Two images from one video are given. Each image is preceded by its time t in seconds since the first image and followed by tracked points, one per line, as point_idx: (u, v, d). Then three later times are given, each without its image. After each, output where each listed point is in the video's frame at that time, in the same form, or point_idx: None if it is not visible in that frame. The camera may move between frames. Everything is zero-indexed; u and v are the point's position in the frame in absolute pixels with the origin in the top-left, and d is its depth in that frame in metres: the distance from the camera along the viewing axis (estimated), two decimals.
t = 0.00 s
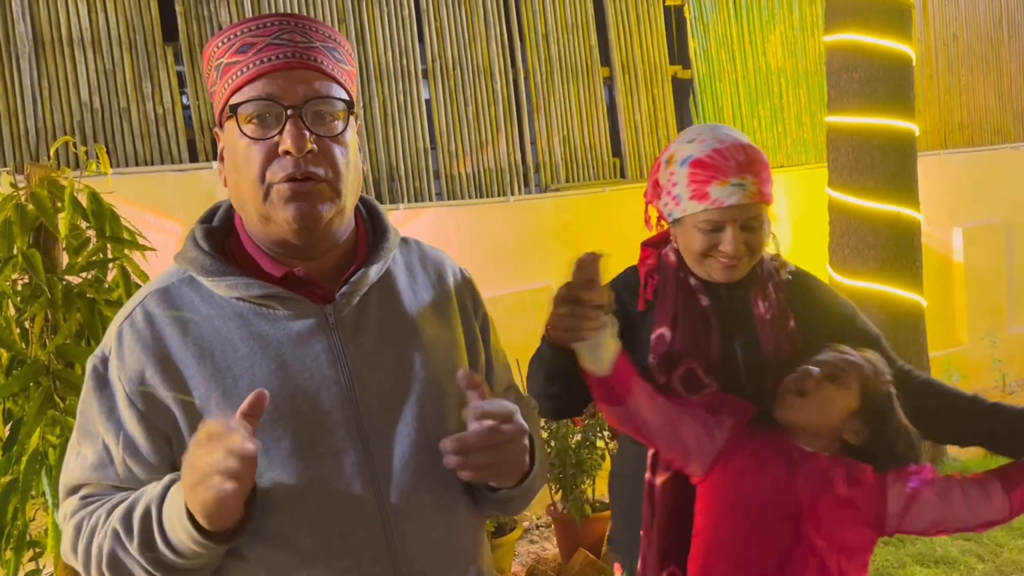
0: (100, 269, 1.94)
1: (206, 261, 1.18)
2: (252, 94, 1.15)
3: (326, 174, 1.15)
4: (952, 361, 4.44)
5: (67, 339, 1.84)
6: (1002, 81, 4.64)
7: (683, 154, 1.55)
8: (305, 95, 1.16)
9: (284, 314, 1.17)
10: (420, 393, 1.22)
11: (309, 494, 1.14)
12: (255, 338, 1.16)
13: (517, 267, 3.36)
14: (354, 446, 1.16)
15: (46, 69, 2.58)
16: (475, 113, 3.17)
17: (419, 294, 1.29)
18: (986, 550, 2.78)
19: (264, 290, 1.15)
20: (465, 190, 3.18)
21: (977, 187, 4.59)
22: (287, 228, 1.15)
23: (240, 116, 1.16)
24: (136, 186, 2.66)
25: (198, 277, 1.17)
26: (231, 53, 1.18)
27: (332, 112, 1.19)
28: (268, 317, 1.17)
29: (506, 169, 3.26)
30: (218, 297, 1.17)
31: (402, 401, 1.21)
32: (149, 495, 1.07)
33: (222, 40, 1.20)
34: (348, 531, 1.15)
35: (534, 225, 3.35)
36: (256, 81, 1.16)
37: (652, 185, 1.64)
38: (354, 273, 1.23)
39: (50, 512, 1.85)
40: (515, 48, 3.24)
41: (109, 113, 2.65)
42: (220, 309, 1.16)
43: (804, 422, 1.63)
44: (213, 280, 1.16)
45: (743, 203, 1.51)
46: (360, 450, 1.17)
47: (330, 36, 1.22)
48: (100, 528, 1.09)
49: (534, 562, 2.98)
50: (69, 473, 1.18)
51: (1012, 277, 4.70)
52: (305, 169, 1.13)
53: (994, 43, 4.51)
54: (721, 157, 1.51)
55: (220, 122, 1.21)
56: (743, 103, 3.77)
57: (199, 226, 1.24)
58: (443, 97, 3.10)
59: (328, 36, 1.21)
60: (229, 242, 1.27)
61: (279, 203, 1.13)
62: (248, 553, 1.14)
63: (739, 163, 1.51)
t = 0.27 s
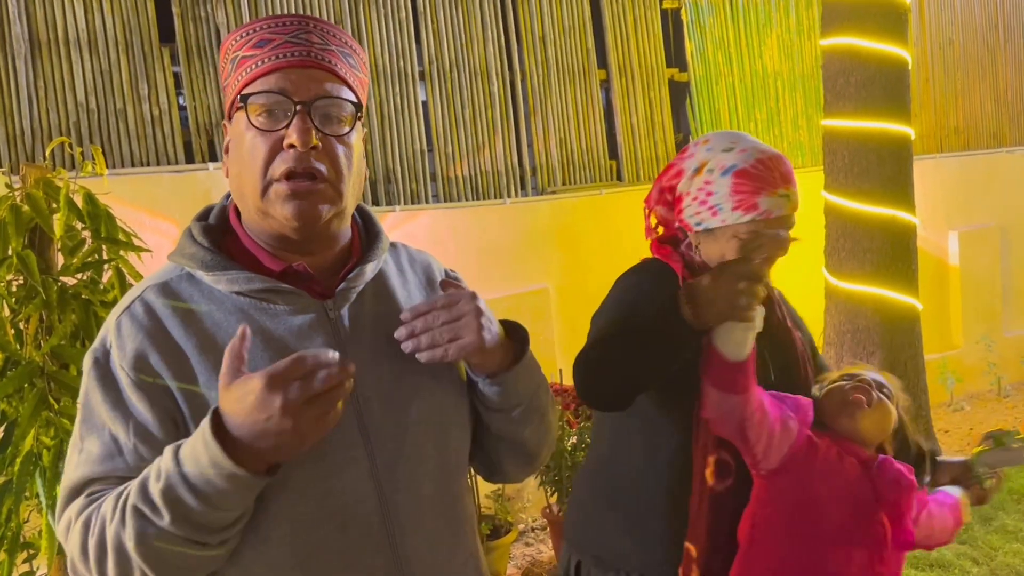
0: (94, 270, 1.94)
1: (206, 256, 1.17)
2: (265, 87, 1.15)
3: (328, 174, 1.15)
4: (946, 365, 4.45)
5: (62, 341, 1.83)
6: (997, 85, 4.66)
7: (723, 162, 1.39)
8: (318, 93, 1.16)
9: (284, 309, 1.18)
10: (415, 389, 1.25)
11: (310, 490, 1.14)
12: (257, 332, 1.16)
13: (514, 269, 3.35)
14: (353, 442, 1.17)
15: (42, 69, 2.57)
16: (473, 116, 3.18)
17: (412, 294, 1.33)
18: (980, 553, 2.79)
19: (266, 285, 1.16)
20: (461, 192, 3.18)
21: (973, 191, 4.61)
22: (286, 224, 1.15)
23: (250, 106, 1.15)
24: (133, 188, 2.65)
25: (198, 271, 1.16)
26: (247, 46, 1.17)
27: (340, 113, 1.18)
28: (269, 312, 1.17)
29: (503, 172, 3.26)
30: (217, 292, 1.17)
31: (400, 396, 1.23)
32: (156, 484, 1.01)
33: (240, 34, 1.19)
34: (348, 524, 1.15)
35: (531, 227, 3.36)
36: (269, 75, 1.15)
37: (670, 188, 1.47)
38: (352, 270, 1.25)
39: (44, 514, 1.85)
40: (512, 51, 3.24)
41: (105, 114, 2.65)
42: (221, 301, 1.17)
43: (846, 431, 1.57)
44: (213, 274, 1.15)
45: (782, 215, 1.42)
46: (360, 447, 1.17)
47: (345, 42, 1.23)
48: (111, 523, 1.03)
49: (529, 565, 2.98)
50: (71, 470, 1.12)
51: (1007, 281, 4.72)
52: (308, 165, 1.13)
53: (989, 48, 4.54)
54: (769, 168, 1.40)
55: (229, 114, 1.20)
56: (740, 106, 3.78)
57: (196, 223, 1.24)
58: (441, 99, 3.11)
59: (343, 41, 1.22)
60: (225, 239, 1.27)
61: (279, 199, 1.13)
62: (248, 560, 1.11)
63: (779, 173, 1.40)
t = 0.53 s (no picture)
0: (91, 272, 1.94)
1: (213, 257, 1.16)
2: (273, 87, 1.14)
3: (335, 173, 1.15)
4: (943, 368, 4.45)
5: (58, 342, 1.83)
6: (994, 89, 4.67)
7: (708, 169, 1.33)
8: (326, 95, 1.16)
9: (292, 311, 1.16)
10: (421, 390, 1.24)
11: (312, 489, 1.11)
12: (265, 333, 1.13)
13: (511, 270, 3.35)
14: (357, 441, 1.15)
15: (40, 70, 2.57)
16: (470, 118, 3.18)
17: (414, 299, 1.33)
18: (976, 557, 2.79)
19: (274, 286, 1.14)
20: (458, 194, 3.19)
21: (970, 194, 4.61)
22: (293, 221, 1.15)
23: (258, 105, 1.15)
24: (130, 189, 2.64)
25: (206, 272, 1.15)
26: (256, 48, 1.17)
27: (348, 116, 1.18)
28: (276, 313, 1.15)
29: (500, 173, 3.27)
30: (224, 293, 1.15)
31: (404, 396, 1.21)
32: (220, 493, 0.97)
33: (248, 36, 1.20)
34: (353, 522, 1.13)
35: (528, 229, 3.36)
36: (278, 76, 1.15)
37: (650, 197, 1.41)
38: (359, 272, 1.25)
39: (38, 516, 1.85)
40: (510, 53, 3.25)
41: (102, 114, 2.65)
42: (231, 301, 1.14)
43: (846, 430, 1.59)
44: (222, 275, 1.14)
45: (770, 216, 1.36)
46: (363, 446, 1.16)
47: (352, 46, 1.23)
48: (159, 530, 0.98)
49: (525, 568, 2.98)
50: (84, 472, 1.05)
51: (1003, 285, 4.73)
52: (316, 164, 1.13)
53: (986, 51, 4.56)
54: (757, 173, 1.34)
55: (236, 114, 1.20)
56: (737, 109, 3.79)
57: (201, 225, 1.23)
58: (438, 101, 3.11)
59: (351, 46, 1.23)
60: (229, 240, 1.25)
61: (289, 193, 1.13)
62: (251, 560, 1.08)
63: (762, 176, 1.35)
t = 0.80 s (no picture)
0: (88, 272, 1.94)
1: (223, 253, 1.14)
2: (273, 93, 1.14)
3: (328, 181, 1.14)
4: (940, 371, 4.46)
5: (55, 343, 1.83)
6: (992, 92, 4.67)
7: (662, 170, 1.51)
8: (325, 103, 1.15)
9: (302, 306, 1.14)
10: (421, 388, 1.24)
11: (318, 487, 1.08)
12: (283, 324, 1.12)
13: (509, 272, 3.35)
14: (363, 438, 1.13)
15: (38, 71, 2.57)
16: (468, 120, 3.18)
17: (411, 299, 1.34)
18: (974, 560, 2.79)
19: (287, 280, 1.13)
20: (457, 196, 3.19)
21: (967, 198, 4.62)
22: (283, 226, 1.15)
23: (257, 109, 1.15)
24: (126, 188, 2.65)
25: (216, 269, 1.12)
26: (261, 50, 1.17)
27: (347, 125, 1.17)
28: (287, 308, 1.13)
29: (498, 175, 3.27)
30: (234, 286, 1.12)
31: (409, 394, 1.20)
32: (350, 415, 0.95)
33: (256, 36, 1.20)
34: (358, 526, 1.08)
35: (525, 231, 3.36)
36: (279, 81, 1.14)
37: (612, 202, 1.58)
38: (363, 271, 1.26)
39: (35, 517, 1.84)
40: (508, 55, 3.25)
41: (100, 115, 2.65)
42: (243, 295, 1.11)
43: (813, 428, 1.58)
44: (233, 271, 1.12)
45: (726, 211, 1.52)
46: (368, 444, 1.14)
47: (358, 53, 1.23)
48: (292, 464, 0.94)
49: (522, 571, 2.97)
50: (159, 447, 0.96)
51: (1000, 289, 4.73)
52: (309, 173, 1.13)
53: (984, 55, 4.57)
54: (709, 172, 1.51)
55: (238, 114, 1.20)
56: (734, 112, 3.79)
57: (203, 222, 1.20)
58: (436, 103, 3.11)
59: (356, 53, 1.22)
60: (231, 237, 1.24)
61: (279, 200, 1.13)
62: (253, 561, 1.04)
63: (717, 174, 1.52)
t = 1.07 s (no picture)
0: (85, 273, 1.94)
1: (241, 251, 1.16)
2: (300, 102, 1.14)
3: (347, 199, 1.16)
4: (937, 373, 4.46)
5: (51, 343, 1.82)
6: (989, 95, 4.69)
7: (615, 176, 1.61)
8: (351, 120, 1.15)
9: (322, 304, 1.19)
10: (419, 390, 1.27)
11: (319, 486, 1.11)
12: (306, 322, 1.16)
13: (506, 274, 3.36)
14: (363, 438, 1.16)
15: (34, 71, 2.56)
16: (466, 121, 3.18)
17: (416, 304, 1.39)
18: (970, 562, 2.80)
19: (310, 280, 1.17)
20: (454, 197, 3.18)
21: (964, 200, 4.63)
22: (298, 236, 1.16)
23: (283, 115, 1.15)
24: (122, 189, 2.64)
25: (235, 265, 1.14)
26: (292, 56, 1.16)
27: (371, 141, 1.17)
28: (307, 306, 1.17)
29: (496, 177, 3.27)
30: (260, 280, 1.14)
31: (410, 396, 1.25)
32: (401, 427, 1.03)
33: (288, 39, 1.18)
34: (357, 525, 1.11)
35: (523, 232, 3.36)
36: (306, 91, 1.14)
37: (580, 210, 1.72)
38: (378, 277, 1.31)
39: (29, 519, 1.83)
40: (506, 56, 3.25)
41: (97, 116, 2.64)
42: (264, 293, 1.14)
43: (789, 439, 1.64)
44: (251, 269, 1.14)
45: (680, 213, 1.57)
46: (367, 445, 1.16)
47: (388, 67, 1.22)
48: (345, 468, 0.99)
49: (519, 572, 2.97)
50: (189, 444, 0.96)
51: (997, 292, 4.74)
52: (329, 189, 1.14)
53: (982, 59, 4.58)
54: (659, 173, 1.57)
55: (263, 114, 1.20)
56: (732, 115, 3.80)
57: (215, 216, 1.21)
58: (435, 104, 3.11)
59: (387, 67, 1.22)
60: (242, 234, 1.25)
61: (297, 213, 1.15)
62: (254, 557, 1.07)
63: (672, 174, 1.57)
